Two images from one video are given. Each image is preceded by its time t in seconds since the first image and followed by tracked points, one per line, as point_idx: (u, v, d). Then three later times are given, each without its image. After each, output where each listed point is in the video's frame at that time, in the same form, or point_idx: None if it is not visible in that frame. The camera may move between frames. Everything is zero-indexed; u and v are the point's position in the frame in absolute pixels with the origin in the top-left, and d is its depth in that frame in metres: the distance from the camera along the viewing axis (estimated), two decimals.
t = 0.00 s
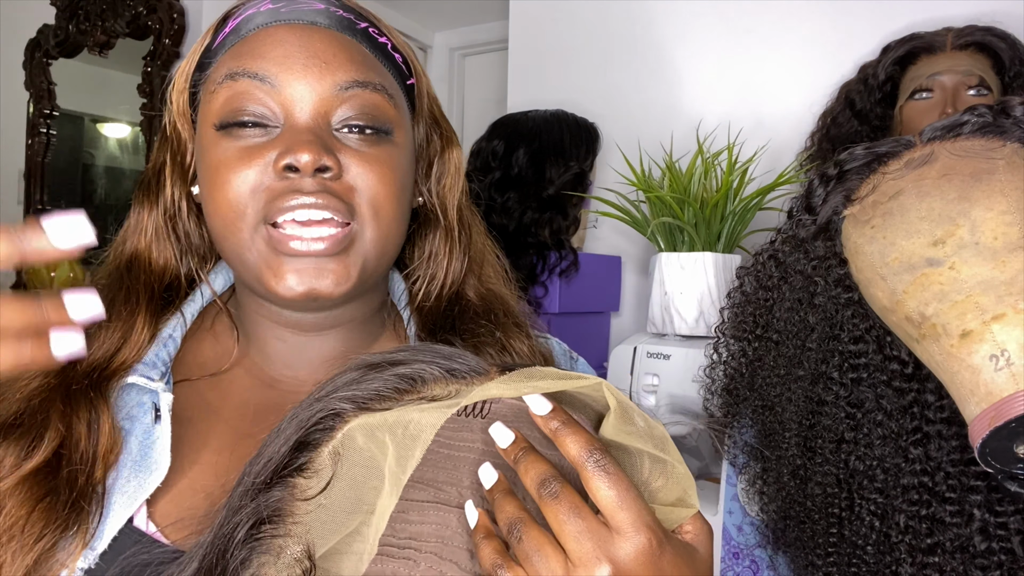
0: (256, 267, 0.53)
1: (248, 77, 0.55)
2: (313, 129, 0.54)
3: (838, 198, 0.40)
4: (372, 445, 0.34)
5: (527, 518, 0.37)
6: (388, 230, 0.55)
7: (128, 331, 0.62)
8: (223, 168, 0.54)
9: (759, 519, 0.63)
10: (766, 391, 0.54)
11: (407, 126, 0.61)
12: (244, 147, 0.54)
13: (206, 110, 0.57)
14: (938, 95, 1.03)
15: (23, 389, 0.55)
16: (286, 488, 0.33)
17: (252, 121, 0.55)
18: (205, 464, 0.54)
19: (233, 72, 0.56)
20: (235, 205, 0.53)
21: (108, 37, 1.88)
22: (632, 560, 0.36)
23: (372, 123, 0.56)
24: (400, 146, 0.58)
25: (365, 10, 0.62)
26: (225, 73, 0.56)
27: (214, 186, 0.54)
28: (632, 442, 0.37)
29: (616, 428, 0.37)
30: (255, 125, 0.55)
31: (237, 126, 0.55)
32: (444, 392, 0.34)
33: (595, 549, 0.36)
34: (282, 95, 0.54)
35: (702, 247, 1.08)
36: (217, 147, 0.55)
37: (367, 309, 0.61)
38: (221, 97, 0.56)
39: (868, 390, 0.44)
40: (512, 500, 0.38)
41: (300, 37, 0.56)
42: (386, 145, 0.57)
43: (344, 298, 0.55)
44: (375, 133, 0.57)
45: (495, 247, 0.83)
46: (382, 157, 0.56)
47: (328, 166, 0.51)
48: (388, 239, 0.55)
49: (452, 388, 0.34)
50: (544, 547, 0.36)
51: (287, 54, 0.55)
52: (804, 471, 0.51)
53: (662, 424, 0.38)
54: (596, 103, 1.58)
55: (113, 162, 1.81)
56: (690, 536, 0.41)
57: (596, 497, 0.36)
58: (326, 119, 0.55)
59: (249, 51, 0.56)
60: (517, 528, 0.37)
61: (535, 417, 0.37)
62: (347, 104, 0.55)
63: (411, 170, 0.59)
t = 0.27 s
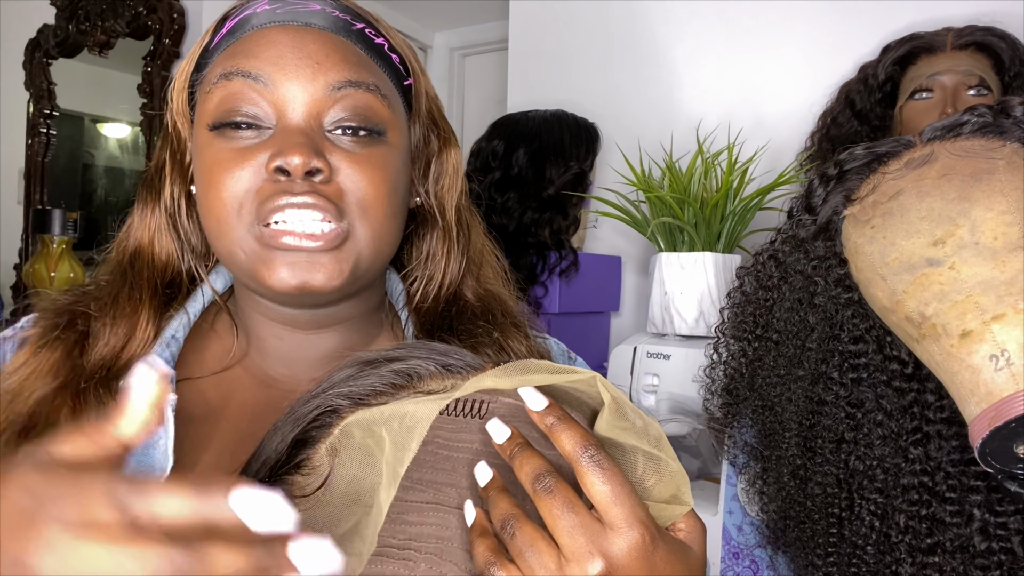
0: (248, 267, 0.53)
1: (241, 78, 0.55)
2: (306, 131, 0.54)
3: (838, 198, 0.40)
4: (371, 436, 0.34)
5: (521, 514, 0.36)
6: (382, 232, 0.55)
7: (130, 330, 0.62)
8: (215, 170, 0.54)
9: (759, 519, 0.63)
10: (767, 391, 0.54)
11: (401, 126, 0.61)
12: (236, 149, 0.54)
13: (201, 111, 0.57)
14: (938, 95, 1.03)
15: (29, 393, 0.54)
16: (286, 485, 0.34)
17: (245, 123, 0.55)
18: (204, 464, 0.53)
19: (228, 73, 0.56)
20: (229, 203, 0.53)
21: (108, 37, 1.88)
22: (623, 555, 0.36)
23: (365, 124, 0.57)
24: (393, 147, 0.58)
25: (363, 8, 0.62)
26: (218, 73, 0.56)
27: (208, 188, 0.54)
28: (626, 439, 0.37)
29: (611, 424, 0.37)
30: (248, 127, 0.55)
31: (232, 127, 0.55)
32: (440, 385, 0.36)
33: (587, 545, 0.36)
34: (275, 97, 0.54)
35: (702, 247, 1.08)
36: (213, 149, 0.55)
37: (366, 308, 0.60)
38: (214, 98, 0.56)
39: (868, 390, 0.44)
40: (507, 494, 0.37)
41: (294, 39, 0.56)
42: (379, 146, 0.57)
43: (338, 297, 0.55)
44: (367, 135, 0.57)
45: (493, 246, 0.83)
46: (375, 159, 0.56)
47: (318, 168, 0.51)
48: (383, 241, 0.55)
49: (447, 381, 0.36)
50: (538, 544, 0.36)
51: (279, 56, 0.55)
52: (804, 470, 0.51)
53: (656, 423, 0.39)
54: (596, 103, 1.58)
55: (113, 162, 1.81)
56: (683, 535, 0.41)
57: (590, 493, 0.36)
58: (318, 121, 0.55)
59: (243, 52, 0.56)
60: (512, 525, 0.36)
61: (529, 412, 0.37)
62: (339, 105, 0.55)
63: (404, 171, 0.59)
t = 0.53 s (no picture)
0: (245, 269, 0.53)
1: (235, 81, 0.55)
2: (302, 132, 0.54)
3: (838, 198, 0.40)
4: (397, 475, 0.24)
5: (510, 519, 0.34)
6: (376, 233, 0.54)
7: (138, 330, 0.62)
8: (211, 174, 0.54)
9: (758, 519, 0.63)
10: (766, 391, 0.54)
11: (398, 125, 0.60)
12: (231, 153, 0.54)
13: (197, 114, 0.57)
14: (939, 95, 1.03)
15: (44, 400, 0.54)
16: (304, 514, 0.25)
17: (239, 127, 0.55)
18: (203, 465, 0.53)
19: (222, 76, 0.56)
20: (225, 206, 0.52)
21: (108, 37, 1.88)
22: None
23: (361, 124, 0.57)
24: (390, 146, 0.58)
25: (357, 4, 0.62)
26: (211, 75, 0.57)
27: (205, 191, 0.54)
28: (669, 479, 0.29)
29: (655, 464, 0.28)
30: (243, 130, 0.55)
31: (230, 130, 0.55)
32: (471, 430, 0.24)
33: None
34: (268, 99, 0.54)
35: (702, 247, 1.08)
36: (209, 152, 0.55)
37: (369, 308, 0.61)
38: (209, 101, 0.56)
39: (868, 390, 0.45)
40: (537, 521, 0.28)
41: (288, 40, 0.56)
42: (376, 146, 0.57)
43: (338, 298, 0.55)
44: (364, 135, 0.57)
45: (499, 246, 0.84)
46: (371, 158, 0.55)
47: (314, 171, 0.51)
48: (379, 241, 0.55)
49: (484, 426, 0.24)
50: None
51: (272, 58, 0.55)
52: (804, 471, 0.51)
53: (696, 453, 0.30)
54: (596, 103, 1.58)
55: (113, 162, 1.81)
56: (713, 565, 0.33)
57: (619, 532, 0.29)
58: (313, 122, 0.55)
59: (237, 54, 0.56)
60: None
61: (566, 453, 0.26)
62: (334, 106, 0.55)
63: (402, 169, 0.59)
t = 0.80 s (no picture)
0: (250, 270, 0.53)
1: (241, 81, 0.55)
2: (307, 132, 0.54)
3: (839, 198, 0.40)
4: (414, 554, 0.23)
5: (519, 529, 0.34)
6: (377, 234, 0.54)
7: (143, 330, 0.62)
8: (216, 174, 0.54)
9: (759, 520, 0.63)
10: (766, 391, 0.54)
11: (405, 125, 0.60)
12: (237, 153, 0.54)
13: (201, 113, 0.58)
14: (939, 95, 1.03)
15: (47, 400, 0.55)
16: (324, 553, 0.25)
17: (244, 126, 0.55)
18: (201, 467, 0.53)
19: (227, 76, 0.56)
20: (229, 206, 0.52)
21: (108, 37, 1.88)
22: None
23: (368, 126, 0.56)
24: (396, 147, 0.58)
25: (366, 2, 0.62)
26: (218, 75, 0.57)
27: (210, 191, 0.54)
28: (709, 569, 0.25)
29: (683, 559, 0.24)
30: (248, 130, 0.55)
31: (235, 131, 0.55)
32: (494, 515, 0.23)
33: None
34: (274, 99, 0.54)
35: (702, 247, 1.08)
36: (213, 152, 0.55)
37: (374, 311, 0.60)
38: (214, 101, 0.56)
39: (868, 390, 0.45)
40: None
41: (295, 40, 0.56)
42: (381, 147, 0.57)
43: (342, 300, 0.55)
44: (370, 136, 0.56)
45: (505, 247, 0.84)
46: (376, 159, 0.55)
47: (317, 174, 0.51)
48: (382, 241, 0.55)
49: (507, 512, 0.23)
50: None
51: (280, 57, 0.55)
52: (804, 471, 0.51)
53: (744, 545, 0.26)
54: (596, 103, 1.58)
55: (113, 162, 1.81)
56: None
57: None
58: (319, 123, 0.55)
59: (243, 53, 0.56)
60: None
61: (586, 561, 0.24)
62: (339, 107, 0.55)
63: (408, 171, 0.59)
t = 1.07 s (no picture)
0: (253, 270, 0.53)
1: (243, 81, 0.55)
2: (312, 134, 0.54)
3: (838, 198, 0.40)
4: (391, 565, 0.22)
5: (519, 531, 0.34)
6: (384, 236, 0.53)
7: (141, 332, 0.62)
8: (220, 174, 0.54)
9: (758, 519, 0.63)
10: (767, 391, 0.54)
11: (407, 126, 0.60)
12: (240, 153, 0.53)
13: (204, 113, 0.58)
14: (939, 96, 1.03)
15: (43, 400, 0.55)
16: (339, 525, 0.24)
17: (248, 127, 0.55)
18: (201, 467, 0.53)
19: (231, 76, 0.56)
20: (231, 206, 0.52)
21: (108, 37, 1.87)
22: None
23: (372, 128, 0.56)
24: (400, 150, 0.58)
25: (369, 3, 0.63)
26: (221, 77, 0.57)
27: (212, 191, 0.54)
28: None
29: None
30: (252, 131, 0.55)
31: (238, 132, 0.54)
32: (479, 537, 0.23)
33: None
34: (279, 100, 0.54)
35: (702, 247, 1.08)
36: (216, 152, 0.55)
37: (375, 311, 0.60)
38: (217, 101, 0.56)
39: (868, 390, 0.45)
40: None
41: (300, 40, 0.56)
42: (386, 149, 0.56)
43: (345, 302, 0.55)
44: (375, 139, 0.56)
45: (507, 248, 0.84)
46: (380, 160, 0.55)
47: (323, 174, 0.50)
48: (386, 244, 0.54)
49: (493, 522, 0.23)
50: None
51: (286, 58, 0.55)
52: (804, 470, 0.51)
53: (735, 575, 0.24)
54: (596, 103, 1.58)
55: (113, 162, 1.81)
56: None
57: None
58: (325, 124, 0.54)
59: (248, 53, 0.56)
60: None
61: None
62: (344, 109, 0.55)
63: (411, 172, 0.59)
